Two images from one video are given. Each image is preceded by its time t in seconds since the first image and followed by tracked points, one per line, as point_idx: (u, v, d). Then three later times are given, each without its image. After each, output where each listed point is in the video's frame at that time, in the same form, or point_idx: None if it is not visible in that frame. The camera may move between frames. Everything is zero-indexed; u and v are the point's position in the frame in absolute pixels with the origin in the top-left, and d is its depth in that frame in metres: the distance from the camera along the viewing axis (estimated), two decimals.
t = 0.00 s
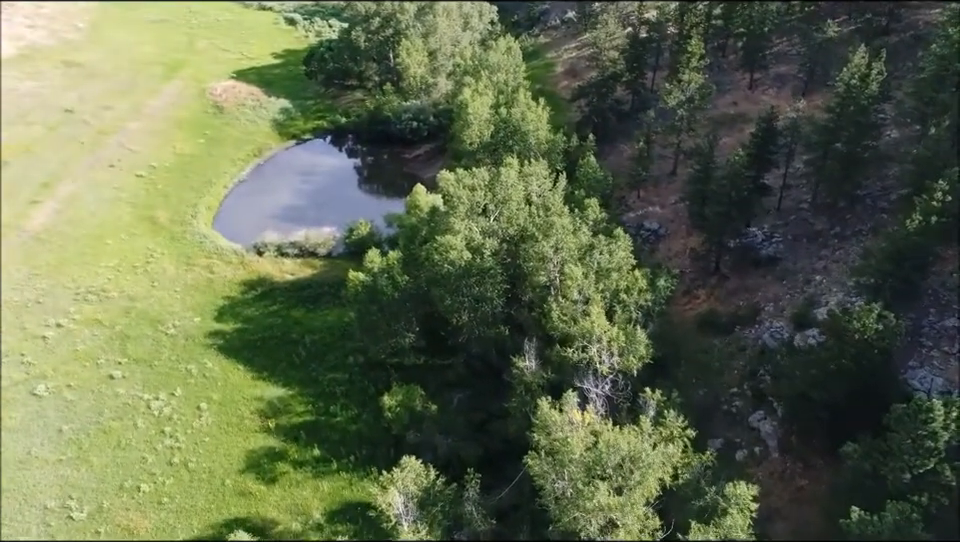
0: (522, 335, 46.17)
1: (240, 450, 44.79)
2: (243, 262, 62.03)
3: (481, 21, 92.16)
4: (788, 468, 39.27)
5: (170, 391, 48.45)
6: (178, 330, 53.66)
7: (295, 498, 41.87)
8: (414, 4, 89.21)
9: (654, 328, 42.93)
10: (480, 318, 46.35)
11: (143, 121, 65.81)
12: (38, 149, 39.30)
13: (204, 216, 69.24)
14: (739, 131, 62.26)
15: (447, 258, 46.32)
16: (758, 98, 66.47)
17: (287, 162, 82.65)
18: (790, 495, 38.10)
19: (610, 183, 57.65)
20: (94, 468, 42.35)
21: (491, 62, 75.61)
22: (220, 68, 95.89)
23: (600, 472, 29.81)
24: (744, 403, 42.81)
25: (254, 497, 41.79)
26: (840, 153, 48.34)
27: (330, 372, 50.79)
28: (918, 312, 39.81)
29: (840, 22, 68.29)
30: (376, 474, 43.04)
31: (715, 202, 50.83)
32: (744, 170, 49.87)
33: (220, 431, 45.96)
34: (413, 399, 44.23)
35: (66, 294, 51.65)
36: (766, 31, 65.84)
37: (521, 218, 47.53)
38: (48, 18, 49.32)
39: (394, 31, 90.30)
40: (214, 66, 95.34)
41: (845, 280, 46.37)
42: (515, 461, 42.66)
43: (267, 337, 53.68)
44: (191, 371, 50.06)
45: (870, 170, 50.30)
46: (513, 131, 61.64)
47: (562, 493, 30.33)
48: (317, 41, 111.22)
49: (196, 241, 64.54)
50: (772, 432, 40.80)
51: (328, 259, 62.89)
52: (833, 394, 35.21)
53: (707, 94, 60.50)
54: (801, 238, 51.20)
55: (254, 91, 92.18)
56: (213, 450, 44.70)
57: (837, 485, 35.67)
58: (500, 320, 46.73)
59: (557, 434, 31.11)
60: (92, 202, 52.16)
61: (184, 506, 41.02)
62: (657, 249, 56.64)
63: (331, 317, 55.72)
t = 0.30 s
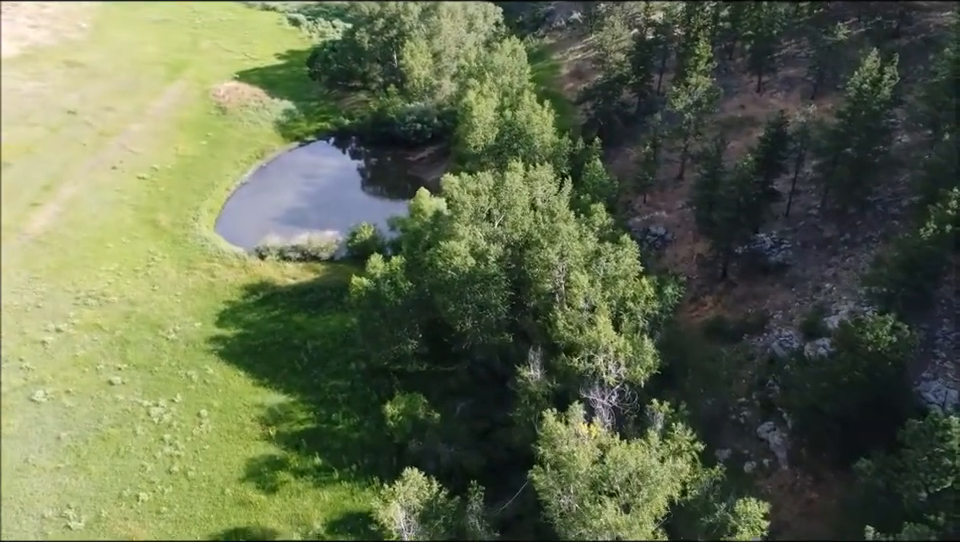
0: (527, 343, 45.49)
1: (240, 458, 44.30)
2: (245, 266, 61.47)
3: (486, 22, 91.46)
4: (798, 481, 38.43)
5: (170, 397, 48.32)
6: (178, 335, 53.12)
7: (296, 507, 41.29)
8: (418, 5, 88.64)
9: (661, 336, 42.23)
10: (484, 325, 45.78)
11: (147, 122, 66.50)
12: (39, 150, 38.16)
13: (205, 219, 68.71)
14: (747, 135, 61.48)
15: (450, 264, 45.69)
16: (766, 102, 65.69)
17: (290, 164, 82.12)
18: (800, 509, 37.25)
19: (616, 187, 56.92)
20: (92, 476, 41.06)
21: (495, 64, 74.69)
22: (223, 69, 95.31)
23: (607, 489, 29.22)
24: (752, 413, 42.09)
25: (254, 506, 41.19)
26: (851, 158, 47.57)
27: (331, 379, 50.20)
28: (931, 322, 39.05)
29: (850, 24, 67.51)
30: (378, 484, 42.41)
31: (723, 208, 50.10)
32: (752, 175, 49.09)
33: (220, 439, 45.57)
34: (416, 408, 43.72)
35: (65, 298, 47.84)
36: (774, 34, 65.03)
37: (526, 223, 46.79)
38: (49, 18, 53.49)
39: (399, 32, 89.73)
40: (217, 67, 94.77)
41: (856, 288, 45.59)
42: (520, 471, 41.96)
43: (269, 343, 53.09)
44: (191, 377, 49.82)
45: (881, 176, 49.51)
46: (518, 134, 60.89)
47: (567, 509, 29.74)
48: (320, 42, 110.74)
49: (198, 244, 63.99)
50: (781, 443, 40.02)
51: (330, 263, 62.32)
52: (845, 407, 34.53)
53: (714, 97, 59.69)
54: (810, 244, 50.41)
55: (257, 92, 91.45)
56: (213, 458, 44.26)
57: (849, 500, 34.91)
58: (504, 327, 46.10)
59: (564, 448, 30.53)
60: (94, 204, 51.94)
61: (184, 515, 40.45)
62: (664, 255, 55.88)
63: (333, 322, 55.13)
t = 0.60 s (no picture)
0: (531, 350, 44.76)
1: (240, 467, 43.53)
2: (246, 270, 60.83)
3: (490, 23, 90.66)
4: (808, 494, 37.51)
5: (169, 404, 47.31)
6: (178, 341, 52.48)
7: (297, 518, 40.62)
8: (422, 6, 88.06)
9: (668, 346, 41.43)
10: (488, 332, 45.06)
11: (147, 122, 68.99)
12: (37, 152, 39.65)
13: (207, 222, 68.09)
14: (755, 139, 60.75)
15: (454, 271, 44.96)
16: (774, 105, 64.92)
17: (293, 166, 81.50)
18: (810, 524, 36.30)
19: (621, 192, 56.15)
20: (90, 486, 41.20)
21: (499, 66, 73.66)
22: (226, 70, 94.61)
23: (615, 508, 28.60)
24: (760, 424, 41.30)
25: (254, 517, 40.52)
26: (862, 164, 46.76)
27: (333, 386, 49.49)
28: (945, 333, 38.27)
29: (859, 26, 66.77)
30: (380, 494, 41.72)
31: (731, 214, 49.29)
32: (761, 181, 48.26)
33: (220, 447, 44.79)
34: (419, 417, 43.00)
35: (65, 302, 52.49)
36: (782, 36, 64.20)
37: (530, 229, 46.40)
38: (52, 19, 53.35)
39: (402, 33, 89.12)
40: (220, 67, 94.06)
41: (866, 296, 44.80)
42: (524, 481, 41.34)
43: (270, 349, 52.45)
44: (191, 383, 48.92)
45: (892, 182, 48.72)
46: (522, 137, 60.08)
47: (575, 526, 29.32)
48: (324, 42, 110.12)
49: (199, 247, 63.30)
50: (789, 455, 39.24)
51: (332, 267, 61.68)
52: (857, 420, 34.09)
53: (722, 101, 58.87)
54: (819, 251, 49.61)
55: (262, 95, 90.50)
56: (212, 467, 43.47)
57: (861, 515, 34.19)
58: (508, 334, 45.37)
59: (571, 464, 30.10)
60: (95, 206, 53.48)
61: (182, 525, 39.82)
62: (670, 261, 55.11)
63: (335, 328, 54.45)
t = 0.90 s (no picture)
0: (535, 359, 43.94)
1: (239, 477, 42.80)
2: (246, 275, 60.18)
3: (493, 25, 89.86)
4: (818, 509, 36.56)
5: (168, 412, 46.62)
6: (178, 347, 51.82)
7: (296, 530, 39.92)
8: (425, 7, 87.25)
9: (675, 356, 40.69)
10: (491, 340, 44.39)
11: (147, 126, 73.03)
12: (40, 158, 41.70)
13: (208, 225, 67.38)
14: (762, 144, 60.00)
15: (457, 278, 44.21)
16: (781, 109, 64.13)
17: (295, 169, 80.87)
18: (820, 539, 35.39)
19: (627, 197, 55.36)
20: (87, 496, 40.53)
21: (503, 68, 72.75)
22: (227, 71, 93.91)
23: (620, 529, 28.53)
24: (769, 435, 40.49)
25: (253, 528, 39.82)
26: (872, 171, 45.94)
27: (334, 394, 48.80)
28: None
29: (867, 29, 66.00)
30: (381, 505, 41.01)
31: (739, 221, 48.50)
32: (770, 187, 47.44)
33: (219, 456, 44.09)
34: (421, 427, 42.28)
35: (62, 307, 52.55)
36: (790, 39, 63.33)
37: (534, 235, 45.67)
38: (52, 20, 56.54)
39: (405, 35, 88.31)
40: (221, 69, 93.37)
41: (876, 305, 44.01)
42: (527, 493, 40.73)
43: (270, 355, 51.78)
44: (190, 390, 48.28)
45: (903, 188, 47.91)
46: (526, 140, 59.37)
47: None
48: (326, 43, 109.42)
49: (198, 251, 62.61)
50: (799, 469, 38.47)
51: (334, 272, 61.01)
52: (870, 434, 33.22)
53: (729, 105, 58.06)
54: (828, 258, 48.81)
55: (263, 97, 89.73)
56: (211, 477, 42.75)
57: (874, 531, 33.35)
58: (512, 342, 44.65)
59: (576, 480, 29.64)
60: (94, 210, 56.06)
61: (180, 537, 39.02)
62: (676, 267, 54.30)
63: (336, 334, 53.78)
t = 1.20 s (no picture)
0: (539, 368, 43.19)
1: (237, 488, 42.22)
2: (246, 280, 59.61)
3: (497, 26, 89.11)
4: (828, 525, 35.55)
5: (166, 421, 46.30)
6: (176, 354, 51.19)
7: None
8: (428, 8, 86.54)
9: (681, 366, 39.86)
10: (494, 348, 43.64)
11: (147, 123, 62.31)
12: (40, 157, 31.66)
13: (208, 229, 66.78)
14: (768, 148, 59.20)
15: (459, 286, 43.44)
16: (788, 112, 63.28)
17: (295, 171, 80.37)
18: None
19: (632, 202, 54.54)
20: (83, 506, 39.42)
21: (507, 71, 71.95)
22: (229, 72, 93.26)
23: None
24: (777, 447, 39.52)
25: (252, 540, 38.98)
26: (882, 176, 45.14)
27: (334, 402, 48.18)
28: None
29: (876, 32, 65.23)
30: (381, 517, 40.33)
31: (746, 227, 47.69)
32: (778, 193, 46.63)
33: (217, 466, 43.60)
34: (422, 437, 41.58)
35: (60, 313, 44.56)
36: (799, 41, 62.43)
37: (538, 242, 45.01)
38: (53, 19, 47.67)
39: (407, 36, 87.61)
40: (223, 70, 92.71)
41: (886, 314, 43.30)
42: (531, 506, 40.24)
43: (270, 362, 51.20)
44: (188, 399, 47.91)
45: (914, 194, 47.13)
46: (530, 144, 58.75)
47: None
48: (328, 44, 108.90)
49: (199, 255, 62.07)
50: (809, 482, 37.01)
51: (335, 278, 60.37)
52: (882, 450, 33.16)
53: (736, 109, 57.20)
54: (837, 266, 48.00)
55: (265, 98, 88.07)
56: (209, 487, 42.19)
57: None
58: (515, 351, 43.87)
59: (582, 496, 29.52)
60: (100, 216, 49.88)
61: None
62: (681, 273, 53.46)
63: (337, 341, 53.15)
